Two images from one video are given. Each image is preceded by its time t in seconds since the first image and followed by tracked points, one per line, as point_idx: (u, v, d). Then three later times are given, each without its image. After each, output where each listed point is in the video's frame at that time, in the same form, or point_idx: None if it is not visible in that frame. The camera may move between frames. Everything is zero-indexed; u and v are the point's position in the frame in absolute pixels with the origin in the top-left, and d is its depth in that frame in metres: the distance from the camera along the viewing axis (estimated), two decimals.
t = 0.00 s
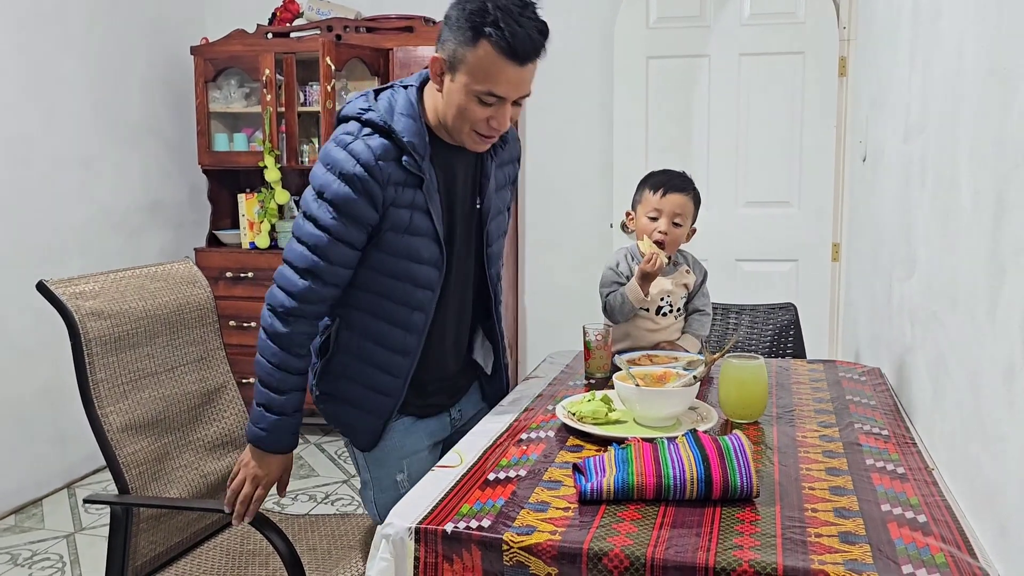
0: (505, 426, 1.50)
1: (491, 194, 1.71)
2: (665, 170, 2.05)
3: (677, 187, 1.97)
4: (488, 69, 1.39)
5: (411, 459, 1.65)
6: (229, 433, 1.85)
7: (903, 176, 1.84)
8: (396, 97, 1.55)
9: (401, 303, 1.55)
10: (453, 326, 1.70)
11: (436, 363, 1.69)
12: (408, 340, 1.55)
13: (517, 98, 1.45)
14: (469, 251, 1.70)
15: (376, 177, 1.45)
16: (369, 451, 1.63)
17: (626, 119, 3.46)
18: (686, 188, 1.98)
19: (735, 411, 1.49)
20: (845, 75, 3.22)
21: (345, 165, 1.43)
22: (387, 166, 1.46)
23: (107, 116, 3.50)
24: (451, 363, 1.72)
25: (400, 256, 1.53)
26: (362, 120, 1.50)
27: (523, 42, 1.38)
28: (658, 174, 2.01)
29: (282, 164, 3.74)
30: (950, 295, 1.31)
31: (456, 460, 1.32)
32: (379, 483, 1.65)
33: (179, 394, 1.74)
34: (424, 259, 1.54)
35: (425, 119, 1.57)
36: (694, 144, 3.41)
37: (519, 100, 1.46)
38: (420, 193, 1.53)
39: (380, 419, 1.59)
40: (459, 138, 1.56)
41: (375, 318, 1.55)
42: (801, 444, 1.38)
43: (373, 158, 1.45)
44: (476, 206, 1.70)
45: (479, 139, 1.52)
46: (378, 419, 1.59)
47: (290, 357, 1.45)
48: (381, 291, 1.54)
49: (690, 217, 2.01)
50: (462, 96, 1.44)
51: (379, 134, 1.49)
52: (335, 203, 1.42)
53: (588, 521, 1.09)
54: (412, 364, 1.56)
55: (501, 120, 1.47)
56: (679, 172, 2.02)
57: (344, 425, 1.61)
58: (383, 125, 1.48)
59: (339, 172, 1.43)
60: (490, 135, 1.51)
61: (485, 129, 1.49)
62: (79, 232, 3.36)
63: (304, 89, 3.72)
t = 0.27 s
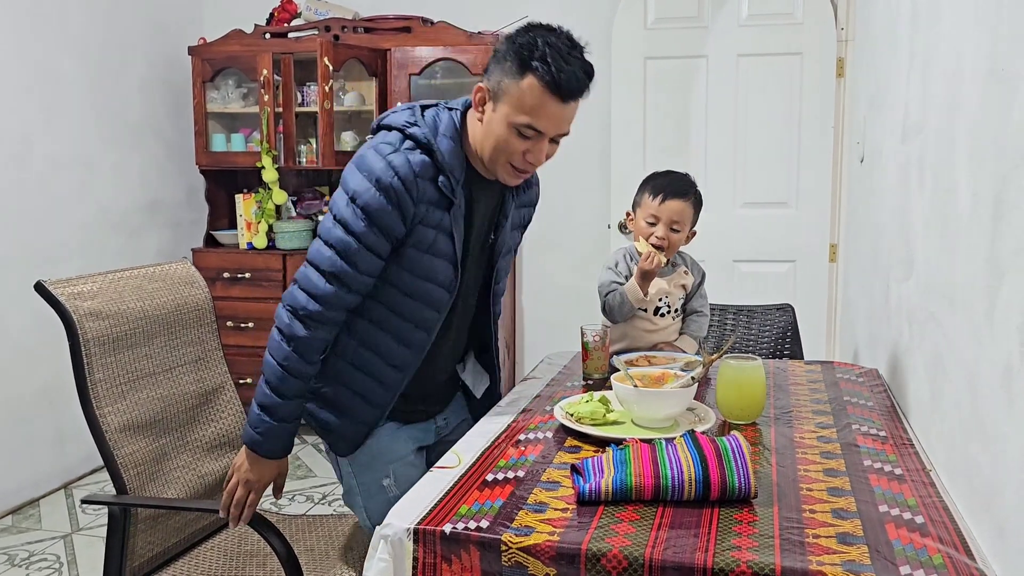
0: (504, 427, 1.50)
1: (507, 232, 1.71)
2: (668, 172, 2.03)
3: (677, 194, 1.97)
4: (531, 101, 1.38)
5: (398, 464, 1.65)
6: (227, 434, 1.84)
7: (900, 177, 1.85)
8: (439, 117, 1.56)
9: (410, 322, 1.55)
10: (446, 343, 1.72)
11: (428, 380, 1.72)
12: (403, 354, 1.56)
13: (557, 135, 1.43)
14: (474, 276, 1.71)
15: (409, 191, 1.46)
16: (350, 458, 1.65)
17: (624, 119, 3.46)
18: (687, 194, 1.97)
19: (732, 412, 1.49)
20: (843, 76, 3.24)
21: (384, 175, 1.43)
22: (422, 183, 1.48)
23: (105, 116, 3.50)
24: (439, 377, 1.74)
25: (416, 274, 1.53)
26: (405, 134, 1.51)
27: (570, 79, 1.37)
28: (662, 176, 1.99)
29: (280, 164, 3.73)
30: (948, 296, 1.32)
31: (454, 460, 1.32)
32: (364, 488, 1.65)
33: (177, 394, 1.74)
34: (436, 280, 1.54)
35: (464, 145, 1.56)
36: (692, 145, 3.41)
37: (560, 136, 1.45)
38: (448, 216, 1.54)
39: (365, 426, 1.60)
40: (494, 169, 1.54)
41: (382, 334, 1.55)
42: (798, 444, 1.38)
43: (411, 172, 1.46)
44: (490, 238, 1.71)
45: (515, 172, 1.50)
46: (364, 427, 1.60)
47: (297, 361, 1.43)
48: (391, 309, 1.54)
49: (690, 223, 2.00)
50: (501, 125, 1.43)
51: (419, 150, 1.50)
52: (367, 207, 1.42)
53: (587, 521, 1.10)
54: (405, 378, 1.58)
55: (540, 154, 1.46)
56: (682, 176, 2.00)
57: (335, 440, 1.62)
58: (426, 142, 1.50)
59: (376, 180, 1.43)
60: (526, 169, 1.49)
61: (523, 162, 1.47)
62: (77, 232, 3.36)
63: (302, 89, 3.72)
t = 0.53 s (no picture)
0: (498, 427, 1.50)
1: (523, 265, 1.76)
2: (666, 174, 2.02)
3: (674, 198, 1.96)
4: (579, 144, 1.44)
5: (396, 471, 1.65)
6: (227, 433, 1.84)
7: (895, 175, 1.85)
8: (485, 142, 1.57)
9: (424, 340, 1.55)
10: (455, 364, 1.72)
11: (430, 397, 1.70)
12: (408, 371, 1.56)
13: (596, 176, 1.51)
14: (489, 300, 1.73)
15: (451, 214, 1.46)
16: (343, 467, 1.64)
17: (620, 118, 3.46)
18: (684, 198, 1.97)
19: (727, 412, 1.49)
20: (838, 75, 3.22)
21: (431, 196, 1.44)
22: (463, 207, 1.48)
23: (100, 115, 3.49)
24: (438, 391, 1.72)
25: (437, 296, 1.53)
26: (456, 156, 1.51)
27: (617, 126, 1.44)
28: (659, 179, 1.99)
29: (276, 163, 3.74)
30: (942, 295, 1.32)
31: (448, 460, 1.32)
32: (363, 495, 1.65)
33: (176, 393, 1.74)
34: (454, 303, 1.55)
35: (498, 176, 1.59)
36: (688, 143, 3.41)
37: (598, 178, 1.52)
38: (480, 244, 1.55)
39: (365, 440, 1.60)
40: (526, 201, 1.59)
41: (395, 348, 1.54)
42: (793, 444, 1.38)
43: (456, 196, 1.47)
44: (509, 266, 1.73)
45: (549, 207, 1.56)
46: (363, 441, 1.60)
47: (319, 369, 1.43)
48: (409, 327, 1.54)
49: (686, 226, 2.00)
50: (546, 163, 1.48)
51: (466, 174, 1.50)
52: (407, 223, 1.41)
53: (581, 521, 1.09)
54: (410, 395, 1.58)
55: (577, 194, 1.53)
56: (679, 179, 1.99)
57: (333, 453, 1.60)
58: (474, 169, 1.51)
59: (423, 200, 1.43)
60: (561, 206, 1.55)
61: (560, 199, 1.54)
62: (72, 230, 3.35)
63: (297, 88, 3.71)
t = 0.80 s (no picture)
0: (498, 427, 1.50)
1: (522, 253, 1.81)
2: (667, 176, 2.02)
3: (674, 201, 1.96)
4: (579, 121, 1.50)
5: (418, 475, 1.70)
6: (266, 432, 1.85)
7: (895, 176, 1.85)
8: (480, 137, 1.59)
9: (448, 342, 1.54)
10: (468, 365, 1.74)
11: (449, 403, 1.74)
12: (436, 374, 1.55)
13: (594, 152, 1.56)
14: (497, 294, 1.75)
15: (463, 210, 1.47)
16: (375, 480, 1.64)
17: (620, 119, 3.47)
18: (684, 201, 1.97)
19: (727, 413, 1.49)
20: (837, 76, 3.24)
21: (442, 193, 1.44)
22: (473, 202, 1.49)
23: (100, 116, 3.49)
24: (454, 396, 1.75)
25: (456, 295, 1.53)
26: (457, 153, 1.52)
27: (612, 100, 1.51)
28: (660, 181, 1.99)
29: (275, 164, 3.74)
30: (941, 296, 1.32)
31: (448, 461, 1.32)
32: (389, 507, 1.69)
33: (217, 392, 1.74)
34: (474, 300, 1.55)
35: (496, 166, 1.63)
36: (687, 144, 3.42)
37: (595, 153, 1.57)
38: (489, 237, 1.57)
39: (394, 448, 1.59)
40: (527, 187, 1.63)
41: (418, 356, 1.53)
42: (792, 444, 1.39)
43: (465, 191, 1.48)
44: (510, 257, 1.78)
45: (552, 190, 1.60)
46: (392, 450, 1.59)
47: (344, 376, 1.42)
48: (434, 330, 1.53)
49: (687, 228, 2.00)
50: (547, 144, 1.53)
51: (470, 168, 1.52)
52: (421, 224, 1.41)
53: (581, 521, 1.10)
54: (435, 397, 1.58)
55: (578, 170, 1.57)
56: (679, 181, 2.00)
57: (364, 466, 1.59)
58: (479, 163, 1.52)
59: (433, 199, 1.43)
60: (562, 185, 1.59)
61: (562, 178, 1.58)
62: (72, 231, 3.35)
63: (297, 89, 3.72)
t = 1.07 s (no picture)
0: (494, 427, 1.50)
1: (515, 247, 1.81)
2: (664, 174, 2.03)
3: (673, 200, 1.96)
4: (540, 101, 1.48)
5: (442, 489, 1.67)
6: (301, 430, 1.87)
7: (891, 176, 1.85)
8: (442, 142, 1.58)
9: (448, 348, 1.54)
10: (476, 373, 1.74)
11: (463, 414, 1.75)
12: (445, 383, 1.55)
13: (561, 133, 1.54)
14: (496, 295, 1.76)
15: (433, 212, 1.46)
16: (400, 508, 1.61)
17: (616, 119, 3.47)
18: (682, 200, 1.97)
19: (723, 412, 1.49)
20: (834, 76, 3.24)
21: (408, 199, 1.44)
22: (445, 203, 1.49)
23: (96, 115, 3.48)
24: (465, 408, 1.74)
25: (448, 299, 1.53)
26: (419, 160, 1.51)
27: (572, 76, 1.49)
28: (657, 181, 2.00)
29: (272, 164, 3.72)
30: (938, 296, 1.32)
31: (444, 461, 1.32)
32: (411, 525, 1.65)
33: (255, 390, 1.78)
34: (470, 303, 1.56)
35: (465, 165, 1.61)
36: (684, 144, 3.42)
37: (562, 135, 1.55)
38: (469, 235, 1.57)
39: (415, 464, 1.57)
40: (499, 182, 1.60)
41: (420, 365, 1.54)
42: (789, 444, 1.38)
43: (433, 194, 1.47)
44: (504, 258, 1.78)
45: (524, 178, 1.57)
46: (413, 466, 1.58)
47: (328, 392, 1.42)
48: (429, 335, 1.53)
49: (685, 226, 2.01)
50: (512, 131, 1.51)
51: (438, 171, 1.51)
52: (389, 233, 1.41)
53: (577, 522, 1.09)
54: (449, 406, 1.57)
55: (547, 153, 1.54)
56: (677, 181, 2.00)
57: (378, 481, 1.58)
58: (441, 164, 1.51)
59: (400, 207, 1.43)
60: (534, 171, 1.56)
61: (533, 163, 1.55)
62: (68, 231, 3.34)
63: (294, 89, 3.72)
